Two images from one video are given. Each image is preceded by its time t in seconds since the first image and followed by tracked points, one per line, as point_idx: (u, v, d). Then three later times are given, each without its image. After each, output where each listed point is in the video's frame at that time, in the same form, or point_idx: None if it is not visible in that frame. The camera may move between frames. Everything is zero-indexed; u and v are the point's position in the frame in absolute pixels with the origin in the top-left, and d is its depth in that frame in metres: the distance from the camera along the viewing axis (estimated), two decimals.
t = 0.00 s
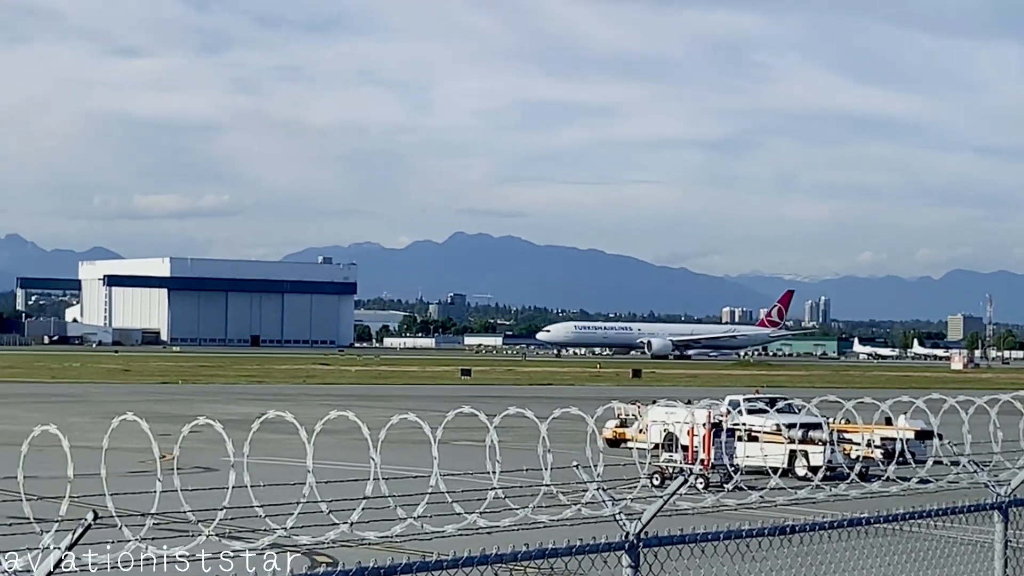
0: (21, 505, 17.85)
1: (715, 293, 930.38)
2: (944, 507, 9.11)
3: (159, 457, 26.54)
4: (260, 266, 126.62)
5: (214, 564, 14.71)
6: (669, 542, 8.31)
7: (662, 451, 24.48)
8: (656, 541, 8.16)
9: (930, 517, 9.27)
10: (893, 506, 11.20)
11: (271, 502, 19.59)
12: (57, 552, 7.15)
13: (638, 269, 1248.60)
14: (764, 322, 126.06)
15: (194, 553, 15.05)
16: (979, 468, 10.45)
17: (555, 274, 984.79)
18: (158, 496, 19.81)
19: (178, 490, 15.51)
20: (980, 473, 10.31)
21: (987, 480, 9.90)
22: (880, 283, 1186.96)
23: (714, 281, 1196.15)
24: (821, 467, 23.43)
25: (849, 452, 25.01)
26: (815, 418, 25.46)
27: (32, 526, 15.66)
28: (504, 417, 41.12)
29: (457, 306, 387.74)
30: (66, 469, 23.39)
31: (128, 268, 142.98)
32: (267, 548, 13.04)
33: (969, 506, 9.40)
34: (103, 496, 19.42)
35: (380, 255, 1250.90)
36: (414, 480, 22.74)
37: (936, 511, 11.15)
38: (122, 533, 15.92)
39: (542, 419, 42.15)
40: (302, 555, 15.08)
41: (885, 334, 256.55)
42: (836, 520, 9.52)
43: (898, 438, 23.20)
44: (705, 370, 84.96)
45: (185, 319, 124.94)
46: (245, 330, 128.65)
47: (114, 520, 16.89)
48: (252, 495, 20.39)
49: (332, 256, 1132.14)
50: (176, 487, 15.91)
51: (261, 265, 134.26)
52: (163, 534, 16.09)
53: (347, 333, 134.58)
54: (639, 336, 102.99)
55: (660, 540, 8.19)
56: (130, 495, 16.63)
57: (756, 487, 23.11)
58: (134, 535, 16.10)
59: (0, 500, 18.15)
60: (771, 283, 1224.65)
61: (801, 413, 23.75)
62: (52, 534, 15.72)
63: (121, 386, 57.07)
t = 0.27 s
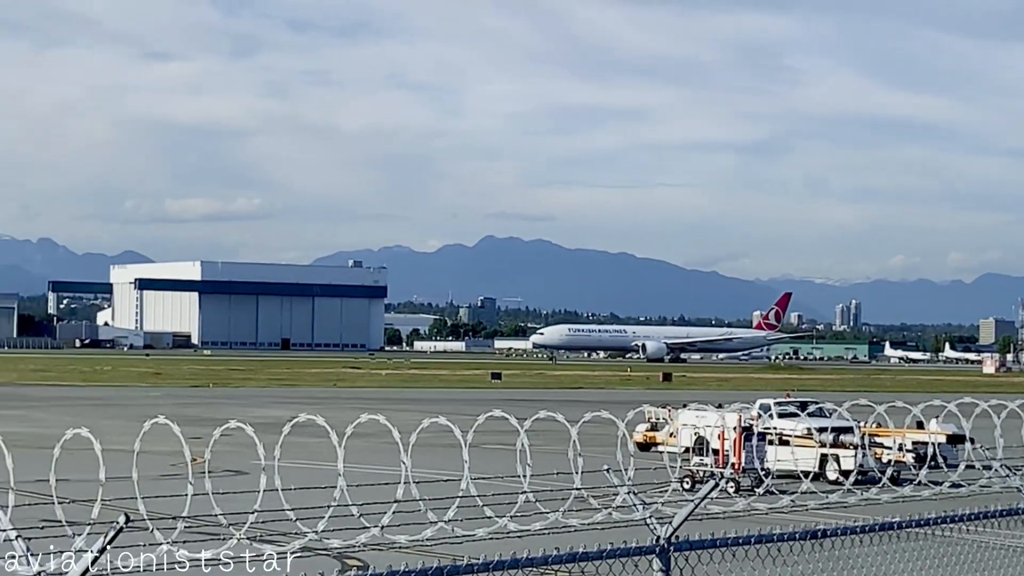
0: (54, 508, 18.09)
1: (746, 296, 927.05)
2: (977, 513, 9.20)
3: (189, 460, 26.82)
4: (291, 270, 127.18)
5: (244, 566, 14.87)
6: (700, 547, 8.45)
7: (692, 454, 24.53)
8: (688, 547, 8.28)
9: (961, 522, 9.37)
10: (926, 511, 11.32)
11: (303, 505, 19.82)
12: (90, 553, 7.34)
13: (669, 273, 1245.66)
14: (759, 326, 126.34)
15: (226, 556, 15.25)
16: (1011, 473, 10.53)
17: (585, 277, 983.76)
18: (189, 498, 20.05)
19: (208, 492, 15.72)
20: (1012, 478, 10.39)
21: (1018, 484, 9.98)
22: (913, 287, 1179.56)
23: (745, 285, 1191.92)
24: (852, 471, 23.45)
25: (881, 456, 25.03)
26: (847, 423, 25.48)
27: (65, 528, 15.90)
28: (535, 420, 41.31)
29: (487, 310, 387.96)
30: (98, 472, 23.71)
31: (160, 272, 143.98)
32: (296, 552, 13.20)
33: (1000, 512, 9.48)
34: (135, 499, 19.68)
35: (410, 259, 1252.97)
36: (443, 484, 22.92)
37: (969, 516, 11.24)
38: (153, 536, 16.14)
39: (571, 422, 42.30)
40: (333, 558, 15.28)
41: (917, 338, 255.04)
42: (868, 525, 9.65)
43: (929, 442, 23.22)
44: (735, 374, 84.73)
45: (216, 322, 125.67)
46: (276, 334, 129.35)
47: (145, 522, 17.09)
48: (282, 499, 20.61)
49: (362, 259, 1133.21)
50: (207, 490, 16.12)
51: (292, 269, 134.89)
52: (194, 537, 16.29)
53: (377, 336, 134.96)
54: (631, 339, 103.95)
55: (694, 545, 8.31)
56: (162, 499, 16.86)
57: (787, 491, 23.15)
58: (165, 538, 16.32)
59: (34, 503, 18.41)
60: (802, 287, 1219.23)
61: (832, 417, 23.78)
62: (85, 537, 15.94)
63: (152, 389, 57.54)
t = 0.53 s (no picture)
0: (86, 510, 18.37)
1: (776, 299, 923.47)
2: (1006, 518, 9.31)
3: (220, 463, 27.11)
4: (321, 273, 127.76)
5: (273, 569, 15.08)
6: (729, 550, 8.60)
7: (721, 457, 24.62)
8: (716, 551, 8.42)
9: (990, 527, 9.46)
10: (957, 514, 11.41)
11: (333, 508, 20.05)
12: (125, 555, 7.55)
13: (698, 275, 1242.33)
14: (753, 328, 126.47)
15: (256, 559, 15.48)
16: None
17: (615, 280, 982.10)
18: (219, 501, 20.31)
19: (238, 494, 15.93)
20: None
21: None
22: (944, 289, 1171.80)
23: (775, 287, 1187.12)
24: (883, 474, 23.47)
25: (912, 459, 25.05)
26: (877, 426, 25.51)
27: (97, 531, 16.16)
28: (565, 423, 41.51)
29: (516, 312, 387.84)
30: (129, 474, 24.01)
31: (190, 275, 144.91)
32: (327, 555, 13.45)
33: None
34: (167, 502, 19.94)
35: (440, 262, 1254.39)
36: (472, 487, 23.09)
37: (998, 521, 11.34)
38: (183, 539, 16.38)
39: (601, 425, 42.44)
40: (363, 561, 15.46)
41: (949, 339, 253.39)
42: (897, 529, 9.78)
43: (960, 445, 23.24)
44: (765, 377, 84.54)
45: (245, 326, 126.41)
46: (305, 337, 129.95)
47: (176, 523, 17.36)
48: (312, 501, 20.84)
49: (393, 261, 1135.18)
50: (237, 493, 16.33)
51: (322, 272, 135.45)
52: (224, 539, 16.51)
53: (406, 339, 135.32)
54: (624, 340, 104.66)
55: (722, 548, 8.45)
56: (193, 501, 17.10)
57: (817, 495, 23.20)
58: (195, 541, 16.55)
59: (65, 506, 18.70)
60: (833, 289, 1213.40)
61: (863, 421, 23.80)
62: (117, 539, 16.20)
63: (183, 392, 58.08)
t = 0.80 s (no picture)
0: (118, 512, 18.59)
1: (807, 301, 919.20)
2: None
3: (250, 465, 27.35)
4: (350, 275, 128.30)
5: (303, 570, 15.23)
6: (761, 553, 8.64)
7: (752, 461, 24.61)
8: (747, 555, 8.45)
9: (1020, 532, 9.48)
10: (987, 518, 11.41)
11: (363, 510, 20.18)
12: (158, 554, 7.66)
13: (728, 278, 1238.36)
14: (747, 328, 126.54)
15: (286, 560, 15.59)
16: None
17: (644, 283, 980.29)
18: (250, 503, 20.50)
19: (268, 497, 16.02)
20: None
21: None
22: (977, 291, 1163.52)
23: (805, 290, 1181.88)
24: (914, 478, 23.41)
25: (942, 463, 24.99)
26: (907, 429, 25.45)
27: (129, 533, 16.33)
28: (594, 426, 41.54)
29: (546, 315, 387.61)
30: (160, 477, 24.28)
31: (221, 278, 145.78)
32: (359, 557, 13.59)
33: None
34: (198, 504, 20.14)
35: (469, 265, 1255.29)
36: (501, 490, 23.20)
37: None
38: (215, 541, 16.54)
39: (630, 427, 42.49)
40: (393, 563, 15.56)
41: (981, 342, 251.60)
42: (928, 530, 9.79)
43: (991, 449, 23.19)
44: (795, 380, 84.33)
45: (276, 327, 127.09)
46: (335, 339, 130.52)
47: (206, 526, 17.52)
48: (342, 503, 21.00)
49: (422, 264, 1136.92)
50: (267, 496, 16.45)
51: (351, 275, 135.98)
52: (254, 541, 16.65)
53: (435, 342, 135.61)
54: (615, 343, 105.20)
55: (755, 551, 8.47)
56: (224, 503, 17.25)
57: (847, 498, 23.17)
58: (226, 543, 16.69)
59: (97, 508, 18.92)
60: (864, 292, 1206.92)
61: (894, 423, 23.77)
62: (147, 541, 16.38)
63: (214, 394, 58.53)
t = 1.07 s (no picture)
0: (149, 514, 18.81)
1: (839, 303, 913.84)
2: None
3: (282, 467, 27.49)
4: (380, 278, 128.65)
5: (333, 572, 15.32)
6: (793, 556, 8.65)
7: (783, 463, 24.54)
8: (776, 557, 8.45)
9: None
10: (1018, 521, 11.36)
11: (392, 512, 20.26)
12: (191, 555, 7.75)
13: (759, 280, 1233.27)
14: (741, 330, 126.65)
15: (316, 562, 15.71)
16: None
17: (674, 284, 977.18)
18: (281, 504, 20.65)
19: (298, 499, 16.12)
20: None
21: None
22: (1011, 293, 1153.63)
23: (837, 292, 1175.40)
24: (946, 481, 23.25)
25: (975, 466, 24.82)
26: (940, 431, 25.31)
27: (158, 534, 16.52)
28: (625, 428, 41.45)
29: (576, 317, 386.71)
30: (193, 478, 24.44)
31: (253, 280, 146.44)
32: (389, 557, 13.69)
33: None
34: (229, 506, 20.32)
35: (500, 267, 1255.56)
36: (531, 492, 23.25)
37: None
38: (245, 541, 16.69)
39: (661, 430, 42.40)
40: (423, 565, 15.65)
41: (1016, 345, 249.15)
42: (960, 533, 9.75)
43: None
44: (826, 383, 83.87)
45: (307, 330, 127.61)
46: (366, 341, 130.87)
47: (238, 529, 17.68)
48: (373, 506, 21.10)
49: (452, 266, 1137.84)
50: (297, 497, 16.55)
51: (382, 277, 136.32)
52: (285, 543, 16.78)
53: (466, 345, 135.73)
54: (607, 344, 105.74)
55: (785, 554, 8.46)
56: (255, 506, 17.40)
57: (879, 500, 23.05)
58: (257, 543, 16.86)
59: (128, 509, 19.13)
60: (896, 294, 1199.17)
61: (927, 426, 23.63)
62: (180, 543, 16.52)
63: (246, 396, 58.97)
